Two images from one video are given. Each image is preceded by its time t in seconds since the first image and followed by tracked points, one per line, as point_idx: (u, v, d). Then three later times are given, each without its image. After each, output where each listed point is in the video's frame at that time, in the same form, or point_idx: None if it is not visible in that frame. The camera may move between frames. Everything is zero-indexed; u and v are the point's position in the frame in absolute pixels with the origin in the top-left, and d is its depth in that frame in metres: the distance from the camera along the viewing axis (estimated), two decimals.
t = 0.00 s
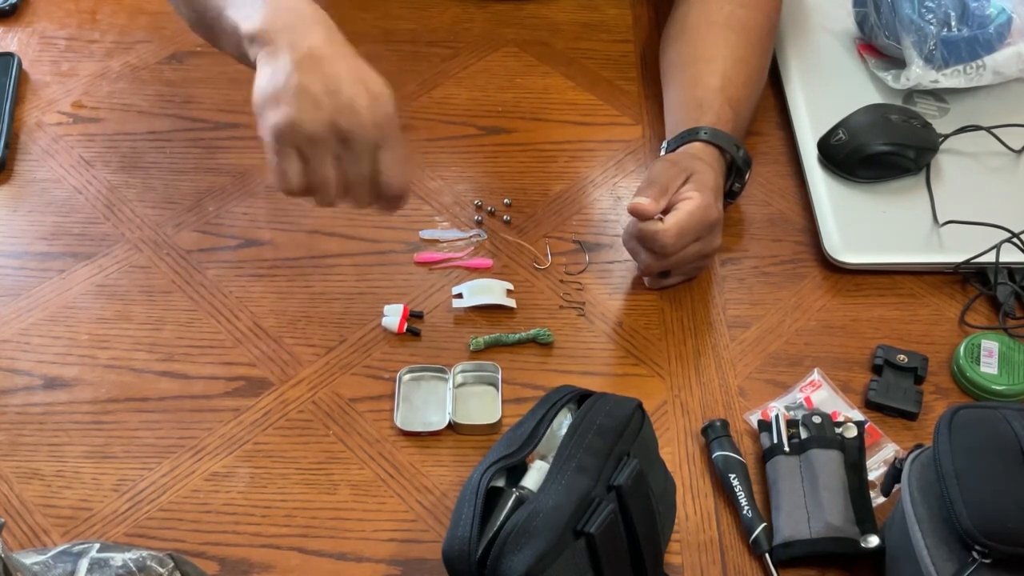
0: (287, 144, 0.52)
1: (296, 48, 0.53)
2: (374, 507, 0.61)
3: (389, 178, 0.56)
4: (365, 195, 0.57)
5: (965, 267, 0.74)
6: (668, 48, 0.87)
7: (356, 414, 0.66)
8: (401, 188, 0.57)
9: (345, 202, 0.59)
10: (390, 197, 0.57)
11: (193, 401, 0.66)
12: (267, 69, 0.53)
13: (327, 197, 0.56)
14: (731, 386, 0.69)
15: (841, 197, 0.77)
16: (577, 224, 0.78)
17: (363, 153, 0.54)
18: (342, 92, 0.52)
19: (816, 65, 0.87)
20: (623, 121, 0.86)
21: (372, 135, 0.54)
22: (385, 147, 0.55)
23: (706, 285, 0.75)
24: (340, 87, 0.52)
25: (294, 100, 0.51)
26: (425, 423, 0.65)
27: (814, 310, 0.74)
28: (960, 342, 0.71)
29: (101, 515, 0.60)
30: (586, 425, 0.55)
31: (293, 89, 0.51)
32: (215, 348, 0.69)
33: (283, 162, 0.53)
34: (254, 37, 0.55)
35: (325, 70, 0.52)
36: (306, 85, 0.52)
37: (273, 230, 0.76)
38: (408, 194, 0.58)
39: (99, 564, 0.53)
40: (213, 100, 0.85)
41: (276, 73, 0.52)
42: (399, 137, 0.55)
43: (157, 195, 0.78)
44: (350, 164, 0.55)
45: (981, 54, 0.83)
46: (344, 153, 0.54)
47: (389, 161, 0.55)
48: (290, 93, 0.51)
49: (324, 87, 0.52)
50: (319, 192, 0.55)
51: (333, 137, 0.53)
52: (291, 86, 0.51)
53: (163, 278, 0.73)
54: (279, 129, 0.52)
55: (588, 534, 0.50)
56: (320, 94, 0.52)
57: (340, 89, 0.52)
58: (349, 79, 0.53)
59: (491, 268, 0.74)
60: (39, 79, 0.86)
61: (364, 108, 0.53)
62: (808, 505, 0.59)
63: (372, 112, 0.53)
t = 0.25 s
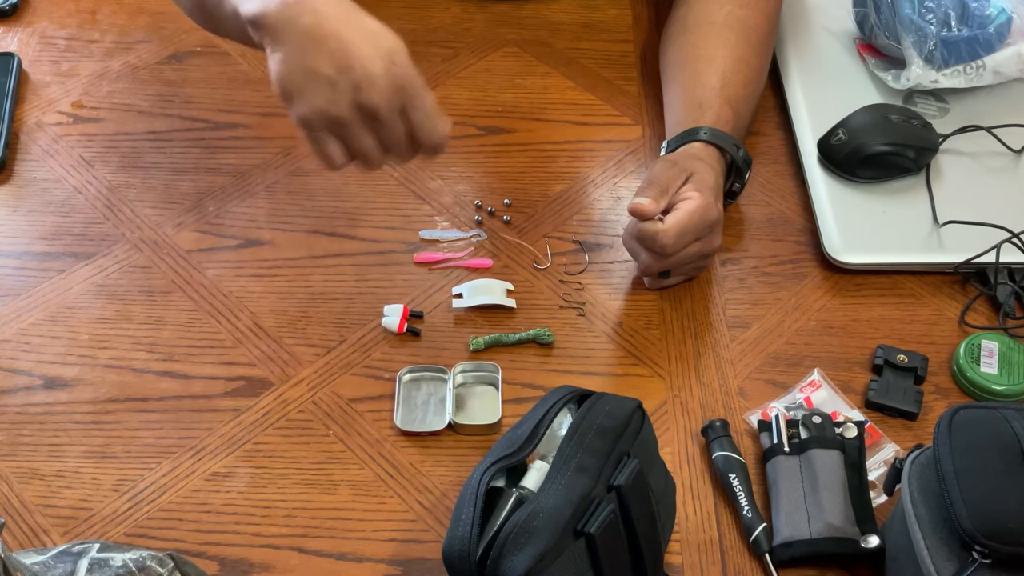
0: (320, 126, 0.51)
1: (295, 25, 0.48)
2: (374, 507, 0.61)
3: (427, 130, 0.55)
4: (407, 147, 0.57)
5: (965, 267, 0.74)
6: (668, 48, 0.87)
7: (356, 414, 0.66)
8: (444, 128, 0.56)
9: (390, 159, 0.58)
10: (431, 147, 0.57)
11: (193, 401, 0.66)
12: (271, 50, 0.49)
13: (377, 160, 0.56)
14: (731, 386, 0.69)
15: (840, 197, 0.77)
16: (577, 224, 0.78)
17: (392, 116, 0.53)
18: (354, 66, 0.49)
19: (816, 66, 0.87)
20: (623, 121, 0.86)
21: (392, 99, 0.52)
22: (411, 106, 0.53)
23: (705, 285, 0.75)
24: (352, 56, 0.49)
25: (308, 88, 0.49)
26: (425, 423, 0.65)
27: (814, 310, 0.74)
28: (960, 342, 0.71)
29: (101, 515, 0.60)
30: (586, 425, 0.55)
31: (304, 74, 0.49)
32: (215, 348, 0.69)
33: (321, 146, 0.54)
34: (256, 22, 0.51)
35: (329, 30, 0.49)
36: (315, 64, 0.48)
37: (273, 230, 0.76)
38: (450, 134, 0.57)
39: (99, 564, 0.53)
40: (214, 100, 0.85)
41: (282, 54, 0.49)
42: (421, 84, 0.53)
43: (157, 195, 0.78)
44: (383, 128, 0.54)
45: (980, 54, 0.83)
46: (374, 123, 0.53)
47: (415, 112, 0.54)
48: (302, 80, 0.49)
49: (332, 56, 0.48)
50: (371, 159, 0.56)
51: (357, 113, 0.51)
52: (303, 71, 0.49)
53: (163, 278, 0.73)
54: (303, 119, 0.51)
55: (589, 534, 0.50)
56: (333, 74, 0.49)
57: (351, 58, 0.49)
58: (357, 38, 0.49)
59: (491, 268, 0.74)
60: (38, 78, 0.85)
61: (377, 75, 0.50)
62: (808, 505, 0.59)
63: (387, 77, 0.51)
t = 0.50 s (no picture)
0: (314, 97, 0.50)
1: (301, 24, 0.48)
2: (374, 507, 0.61)
3: (435, 119, 0.54)
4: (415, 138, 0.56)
5: (965, 268, 0.74)
6: (668, 48, 0.87)
7: (356, 414, 0.66)
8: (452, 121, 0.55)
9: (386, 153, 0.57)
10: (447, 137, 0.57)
11: (193, 401, 0.66)
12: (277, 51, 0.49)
13: (391, 156, 0.56)
14: (731, 386, 0.69)
15: (840, 197, 0.77)
16: (577, 224, 0.78)
17: (404, 108, 0.53)
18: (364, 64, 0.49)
19: (816, 66, 0.87)
20: (623, 121, 0.86)
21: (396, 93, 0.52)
22: (421, 99, 0.53)
23: (705, 285, 0.75)
24: (360, 56, 0.49)
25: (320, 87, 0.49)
26: (425, 423, 0.65)
27: (814, 310, 0.74)
28: (960, 342, 0.71)
29: (101, 515, 0.60)
30: (586, 425, 0.55)
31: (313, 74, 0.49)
32: (215, 348, 0.69)
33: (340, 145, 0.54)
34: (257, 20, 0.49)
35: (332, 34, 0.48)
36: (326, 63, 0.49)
37: (273, 230, 0.76)
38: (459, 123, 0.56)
39: (99, 564, 0.53)
40: (214, 100, 0.85)
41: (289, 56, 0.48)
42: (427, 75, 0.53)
43: (157, 195, 0.78)
44: (400, 123, 0.54)
45: (980, 54, 0.83)
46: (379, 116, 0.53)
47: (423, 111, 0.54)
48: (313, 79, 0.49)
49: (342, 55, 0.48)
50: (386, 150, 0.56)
51: (366, 107, 0.51)
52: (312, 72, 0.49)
53: (163, 278, 0.73)
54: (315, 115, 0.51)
55: (589, 534, 0.50)
56: (341, 72, 0.49)
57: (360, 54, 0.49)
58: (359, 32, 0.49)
59: (491, 268, 0.74)
60: (38, 78, 0.86)
61: (386, 69, 0.50)
62: (808, 505, 0.59)
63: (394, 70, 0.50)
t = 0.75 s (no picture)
0: (316, 107, 0.52)
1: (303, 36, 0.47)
2: (374, 507, 0.61)
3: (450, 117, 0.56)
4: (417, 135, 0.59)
5: (965, 267, 0.74)
6: (668, 48, 0.87)
7: (356, 414, 0.66)
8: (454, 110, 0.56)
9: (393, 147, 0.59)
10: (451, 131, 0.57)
11: (193, 401, 0.66)
12: (283, 72, 0.50)
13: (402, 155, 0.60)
14: (731, 386, 0.69)
15: (840, 197, 0.77)
16: (577, 224, 0.78)
17: (409, 112, 0.54)
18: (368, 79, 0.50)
19: (816, 66, 0.87)
20: (623, 121, 0.86)
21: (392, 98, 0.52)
22: (425, 104, 0.54)
23: (705, 285, 0.75)
24: (364, 69, 0.49)
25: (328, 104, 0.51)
26: (425, 423, 0.65)
27: (814, 310, 0.74)
28: (960, 342, 0.71)
29: (101, 515, 0.60)
30: (586, 425, 0.55)
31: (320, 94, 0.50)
32: (215, 348, 0.69)
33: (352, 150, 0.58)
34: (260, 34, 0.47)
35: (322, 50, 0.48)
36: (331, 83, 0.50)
37: (273, 230, 0.76)
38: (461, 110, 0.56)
39: (99, 564, 0.53)
40: (214, 100, 0.85)
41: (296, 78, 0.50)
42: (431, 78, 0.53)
43: (157, 195, 0.78)
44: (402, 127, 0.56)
45: (980, 54, 0.83)
46: (384, 121, 0.54)
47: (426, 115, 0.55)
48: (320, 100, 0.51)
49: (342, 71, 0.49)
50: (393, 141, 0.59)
51: (367, 108, 0.52)
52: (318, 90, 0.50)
53: (163, 278, 0.73)
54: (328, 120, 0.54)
55: (589, 534, 0.50)
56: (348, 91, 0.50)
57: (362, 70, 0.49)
58: (356, 42, 0.49)
59: (491, 268, 0.74)
60: (38, 78, 0.85)
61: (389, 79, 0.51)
62: (808, 505, 0.59)
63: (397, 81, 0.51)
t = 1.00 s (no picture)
0: (287, 157, 0.53)
1: (261, 60, 0.47)
2: (375, 507, 0.61)
3: (392, 157, 0.55)
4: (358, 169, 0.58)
5: (965, 267, 0.74)
6: (668, 48, 0.87)
7: (356, 414, 0.66)
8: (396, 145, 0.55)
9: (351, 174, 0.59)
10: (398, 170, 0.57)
11: (193, 401, 0.66)
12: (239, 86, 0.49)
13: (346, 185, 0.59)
14: (731, 386, 0.69)
15: (840, 197, 0.77)
16: (577, 224, 0.78)
17: (358, 149, 0.54)
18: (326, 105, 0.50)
19: (816, 65, 0.87)
20: (623, 121, 0.86)
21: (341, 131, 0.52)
22: (374, 138, 0.53)
23: (705, 285, 0.75)
24: (317, 97, 0.49)
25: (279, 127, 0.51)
26: (425, 423, 0.65)
27: (814, 310, 0.74)
28: (960, 342, 0.71)
29: (101, 515, 0.60)
30: (586, 425, 0.55)
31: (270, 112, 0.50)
32: (215, 348, 0.69)
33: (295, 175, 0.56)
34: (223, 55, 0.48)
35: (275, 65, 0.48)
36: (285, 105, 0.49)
37: (273, 230, 0.76)
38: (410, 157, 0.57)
39: (99, 564, 0.53)
40: (214, 100, 0.85)
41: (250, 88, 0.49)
42: (384, 122, 0.53)
43: (157, 195, 0.78)
44: (351, 160, 0.55)
45: (980, 54, 0.83)
46: (340, 155, 0.54)
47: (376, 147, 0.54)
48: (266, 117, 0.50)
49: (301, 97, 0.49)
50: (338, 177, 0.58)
51: (319, 147, 0.53)
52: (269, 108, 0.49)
53: (163, 278, 0.73)
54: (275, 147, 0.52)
55: (589, 534, 0.50)
56: (298, 114, 0.50)
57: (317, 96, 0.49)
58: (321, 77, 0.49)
59: (491, 268, 0.74)
60: (38, 78, 0.86)
61: (341, 112, 0.50)
62: (808, 505, 0.59)
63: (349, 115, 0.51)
